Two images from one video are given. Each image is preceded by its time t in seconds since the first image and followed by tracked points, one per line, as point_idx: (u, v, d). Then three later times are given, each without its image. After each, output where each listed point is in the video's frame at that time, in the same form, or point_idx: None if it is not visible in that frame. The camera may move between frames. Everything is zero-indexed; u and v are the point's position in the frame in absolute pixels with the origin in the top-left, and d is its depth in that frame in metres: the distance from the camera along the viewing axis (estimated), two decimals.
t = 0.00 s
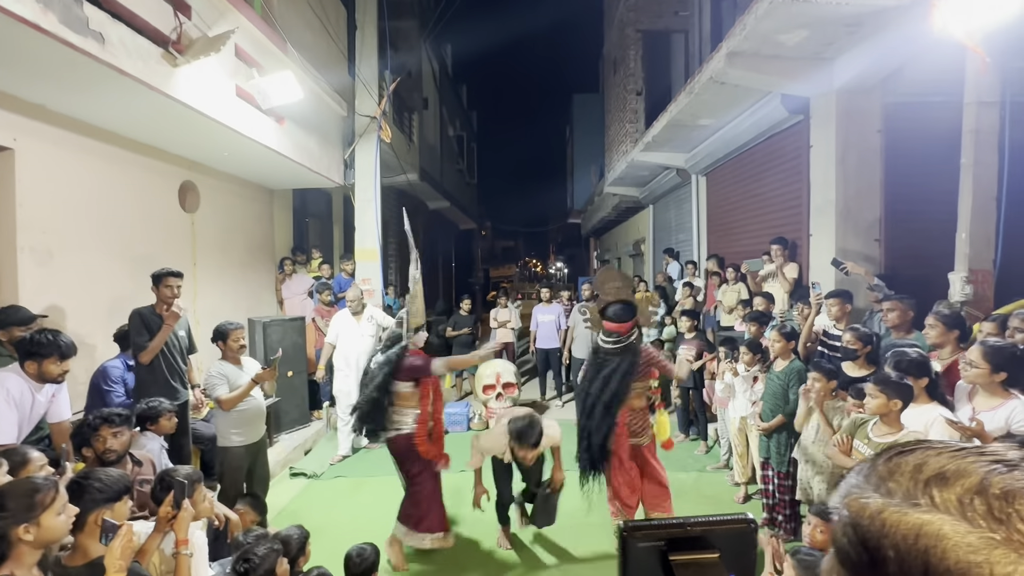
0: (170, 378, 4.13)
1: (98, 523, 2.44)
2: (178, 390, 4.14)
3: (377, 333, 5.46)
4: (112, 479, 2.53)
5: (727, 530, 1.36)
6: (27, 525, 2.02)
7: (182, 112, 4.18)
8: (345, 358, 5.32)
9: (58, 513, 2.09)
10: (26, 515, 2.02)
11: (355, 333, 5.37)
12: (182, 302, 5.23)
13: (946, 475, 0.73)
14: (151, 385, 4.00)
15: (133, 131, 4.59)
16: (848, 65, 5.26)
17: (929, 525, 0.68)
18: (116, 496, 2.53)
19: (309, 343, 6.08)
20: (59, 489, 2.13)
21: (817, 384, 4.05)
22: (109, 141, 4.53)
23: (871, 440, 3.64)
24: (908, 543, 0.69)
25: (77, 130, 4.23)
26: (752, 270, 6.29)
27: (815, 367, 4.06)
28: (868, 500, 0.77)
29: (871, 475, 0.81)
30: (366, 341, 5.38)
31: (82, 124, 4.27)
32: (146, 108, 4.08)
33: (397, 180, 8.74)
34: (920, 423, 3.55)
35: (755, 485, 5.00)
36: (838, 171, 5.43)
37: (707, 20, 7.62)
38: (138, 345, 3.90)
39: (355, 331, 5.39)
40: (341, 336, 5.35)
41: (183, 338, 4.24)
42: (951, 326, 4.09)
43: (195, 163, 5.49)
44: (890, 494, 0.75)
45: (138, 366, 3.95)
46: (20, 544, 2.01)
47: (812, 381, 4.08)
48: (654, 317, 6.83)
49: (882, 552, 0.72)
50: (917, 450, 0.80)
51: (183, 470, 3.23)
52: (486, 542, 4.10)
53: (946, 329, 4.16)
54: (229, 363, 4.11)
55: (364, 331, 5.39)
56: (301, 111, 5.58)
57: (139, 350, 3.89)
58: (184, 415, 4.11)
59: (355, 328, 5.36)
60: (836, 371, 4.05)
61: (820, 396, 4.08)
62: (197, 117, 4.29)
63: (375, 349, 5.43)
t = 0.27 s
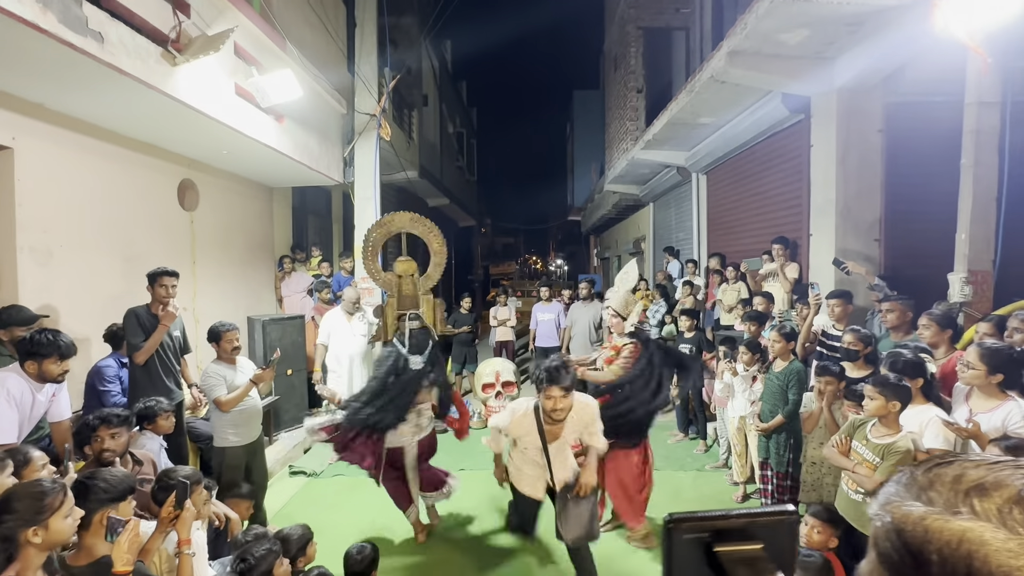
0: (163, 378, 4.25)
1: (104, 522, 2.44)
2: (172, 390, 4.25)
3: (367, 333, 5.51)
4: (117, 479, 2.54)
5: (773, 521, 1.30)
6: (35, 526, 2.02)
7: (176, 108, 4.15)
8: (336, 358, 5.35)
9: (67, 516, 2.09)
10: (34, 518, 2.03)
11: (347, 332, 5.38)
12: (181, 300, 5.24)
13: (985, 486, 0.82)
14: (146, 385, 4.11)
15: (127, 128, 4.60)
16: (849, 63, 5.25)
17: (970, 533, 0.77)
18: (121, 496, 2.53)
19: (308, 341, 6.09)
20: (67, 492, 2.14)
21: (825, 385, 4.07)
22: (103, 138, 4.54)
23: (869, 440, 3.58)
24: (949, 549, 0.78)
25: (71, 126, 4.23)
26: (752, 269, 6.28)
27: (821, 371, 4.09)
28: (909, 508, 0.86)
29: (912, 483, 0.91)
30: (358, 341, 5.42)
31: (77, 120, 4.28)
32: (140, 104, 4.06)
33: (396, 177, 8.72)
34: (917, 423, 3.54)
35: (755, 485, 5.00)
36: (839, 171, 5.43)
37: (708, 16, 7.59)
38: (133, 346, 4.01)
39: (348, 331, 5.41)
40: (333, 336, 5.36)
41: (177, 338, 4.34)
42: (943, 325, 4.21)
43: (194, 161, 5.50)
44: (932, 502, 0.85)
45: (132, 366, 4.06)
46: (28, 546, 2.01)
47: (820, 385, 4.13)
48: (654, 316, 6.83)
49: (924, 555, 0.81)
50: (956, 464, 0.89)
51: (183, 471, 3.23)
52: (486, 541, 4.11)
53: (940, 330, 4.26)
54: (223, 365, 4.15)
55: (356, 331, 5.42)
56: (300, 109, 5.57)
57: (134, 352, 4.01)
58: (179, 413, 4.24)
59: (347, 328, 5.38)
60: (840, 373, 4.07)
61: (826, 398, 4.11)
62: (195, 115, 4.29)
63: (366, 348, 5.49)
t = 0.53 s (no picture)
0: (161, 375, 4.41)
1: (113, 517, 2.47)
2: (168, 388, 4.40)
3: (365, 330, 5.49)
4: (121, 473, 2.57)
5: (843, 484, 1.27)
6: (45, 524, 2.05)
7: (175, 103, 4.14)
8: (336, 356, 5.31)
9: (76, 513, 2.12)
10: (42, 515, 2.05)
11: (344, 330, 5.34)
12: (182, 296, 5.25)
13: None
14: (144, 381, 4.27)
15: (125, 123, 4.61)
16: (852, 61, 5.24)
17: None
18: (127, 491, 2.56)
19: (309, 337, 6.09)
20: (75, 489, 2.16)
21: (834, 384, 4.15)
22: (101, 133, 4.55)
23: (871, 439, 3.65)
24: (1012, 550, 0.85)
25: (68, 121, 4.24)
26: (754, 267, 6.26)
27: (831, 370, 4.17)
28: (973, 513, 0.89)
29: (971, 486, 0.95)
30: (354, 340, 5.37)
31: (74, 115, 4.30)
32: (138, 99, 4.06)
33: (397, 173, 8.71)
34: (917, 422, 3.54)
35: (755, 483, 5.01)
36: (841, 169, 5.42)
37: (710, 12, 7.56)
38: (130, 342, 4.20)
39: (347, 329, 5.38)
40: (331, 332, 5.31)
41: (172, 336, 4.52)
42: (946, 324, 4.22)
43: (195, 157, 5.49)
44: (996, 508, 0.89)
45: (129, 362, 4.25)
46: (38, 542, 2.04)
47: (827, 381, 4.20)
48: (655, 313, 6.83)
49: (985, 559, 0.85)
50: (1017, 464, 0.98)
51: (184, 466, 3.26)
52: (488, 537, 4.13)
53: (944, 329, 4.26)
54: (221, 362, 4.15)
55: (354, 329, 5.39)
56: (301, 105, 5.56)
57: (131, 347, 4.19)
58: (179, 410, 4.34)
59: (347, 326, 5.35)
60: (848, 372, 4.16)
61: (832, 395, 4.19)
62: (195, 111, 4.29)
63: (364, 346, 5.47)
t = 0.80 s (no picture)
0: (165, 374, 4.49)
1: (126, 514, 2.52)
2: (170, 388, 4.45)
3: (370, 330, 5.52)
4: (130, 472, 2.64)
5: (899, 469, 1.66)
6: (64, 526, 2.09)
7: (179, 104, 4.14)
8: (344, 355, 5.37)
9: (94, 513, 2.19)
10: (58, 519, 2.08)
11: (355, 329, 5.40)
12: (187, 296, 5.27)
13: None
14: (147, 380, 4.34)
15: (131, 124, 4.63)
16: (859, 63, 5.24)
17: None
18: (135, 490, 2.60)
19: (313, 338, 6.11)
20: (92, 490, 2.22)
21: (838, 388, 4.16)
22: (107, 134, 4.57)
23: (876, 443, 3.66)
24: None
25: (75, 122, 4.26)
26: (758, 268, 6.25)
27: (837, 374, 4.18)
28: None
29: None
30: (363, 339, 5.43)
31: (81, 116, 4.32)
32: (144, 100, 4.07)
33: (401, 174, 8.73)
34: (922, 426, 3.55)
35: (759, 486, 5.01)
36: (846, 171, 5.42)
37: (715, 13, 7.55)
38: (135, 342, 4.27)
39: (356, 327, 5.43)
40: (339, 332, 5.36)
41: (175, 337, 4.58)
42: (960, 329, 4.16)
43: (200, 158, 5.51)
44: None
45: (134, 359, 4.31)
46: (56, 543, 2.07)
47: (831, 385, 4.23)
48: (659, 315, 6.83)
49: None
50: None
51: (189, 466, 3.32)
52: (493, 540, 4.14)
53: (956, 334, 4.21)
54: (225, 362, 4.16)
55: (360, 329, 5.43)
56: (306, 106, 5.57)
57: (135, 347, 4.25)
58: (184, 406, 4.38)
59: (355, 325, 5.41)
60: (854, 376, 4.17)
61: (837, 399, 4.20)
62: (201, 112, 4.31)
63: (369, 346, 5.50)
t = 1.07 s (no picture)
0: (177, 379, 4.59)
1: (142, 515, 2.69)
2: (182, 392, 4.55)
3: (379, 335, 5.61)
4: (142, 474, 2.78)
5: (904, 487, 1.61)
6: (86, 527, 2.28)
7: (191, 114, 4.25)
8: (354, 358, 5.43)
9: (113, 515, 2.36)
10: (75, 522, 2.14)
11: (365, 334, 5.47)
12: (199, 301, 5.38)
13: None
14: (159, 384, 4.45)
15: (145, 133, 4.76)
16: (862, 73, 5.30)
17: None
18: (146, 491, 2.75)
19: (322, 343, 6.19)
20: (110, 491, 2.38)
21: (840, 398, 4.17)
22: (122, 143, 4.70)
23: (876, 451, 3.70)
24: None
25: (91, 132, 4.38)
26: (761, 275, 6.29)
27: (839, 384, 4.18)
28: None
29: None
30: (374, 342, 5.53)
31: (97, 126, 4.45)
32: (158, 110, 4.18)
33: (409, 181, 8.84)
34: (924, 435, 3.58)
35: (763, 493, 5.04)
36: (849, 180, 5.47)
37: (719, 24, 7.62)
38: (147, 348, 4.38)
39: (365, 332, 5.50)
40: (352, 336, 5.43)
41: (187, 342, 4.69)
42: (966, 339, 4.19)
43: (212, 166, 5.63)
44: None
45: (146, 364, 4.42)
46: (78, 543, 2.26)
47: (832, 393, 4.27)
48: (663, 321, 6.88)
49: None
50: None
51: (199, 467, 3.42)
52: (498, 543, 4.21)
53: (961, 345, 4.24)
54: (236, 366, 4.27)
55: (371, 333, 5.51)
56: (316, 116, 5.68)
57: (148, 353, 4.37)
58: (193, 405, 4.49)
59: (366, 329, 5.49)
60: (856, 385, 4.20)
61: (840, 407, 4.20)
62: (213, 122, 4.42)
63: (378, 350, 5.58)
